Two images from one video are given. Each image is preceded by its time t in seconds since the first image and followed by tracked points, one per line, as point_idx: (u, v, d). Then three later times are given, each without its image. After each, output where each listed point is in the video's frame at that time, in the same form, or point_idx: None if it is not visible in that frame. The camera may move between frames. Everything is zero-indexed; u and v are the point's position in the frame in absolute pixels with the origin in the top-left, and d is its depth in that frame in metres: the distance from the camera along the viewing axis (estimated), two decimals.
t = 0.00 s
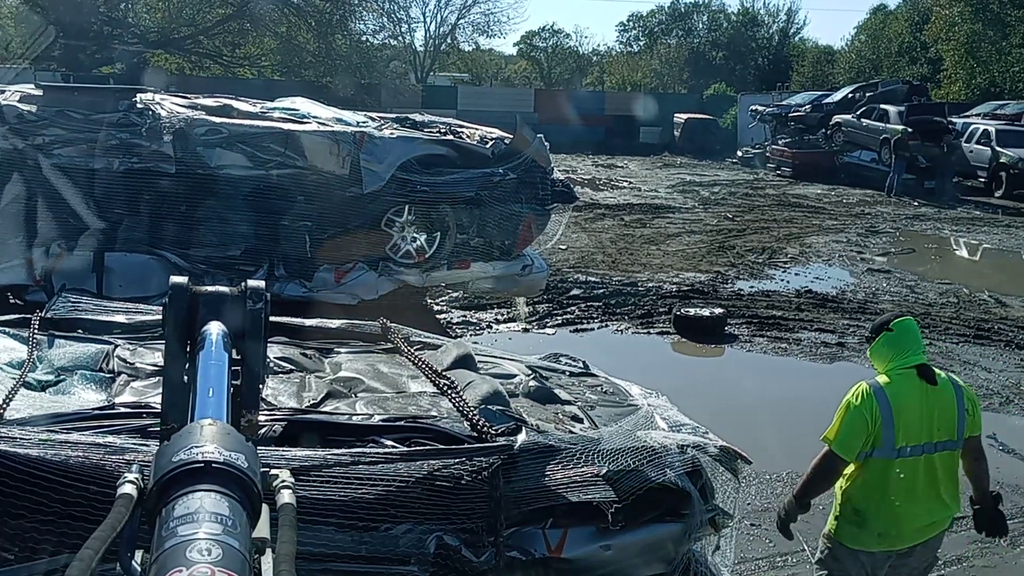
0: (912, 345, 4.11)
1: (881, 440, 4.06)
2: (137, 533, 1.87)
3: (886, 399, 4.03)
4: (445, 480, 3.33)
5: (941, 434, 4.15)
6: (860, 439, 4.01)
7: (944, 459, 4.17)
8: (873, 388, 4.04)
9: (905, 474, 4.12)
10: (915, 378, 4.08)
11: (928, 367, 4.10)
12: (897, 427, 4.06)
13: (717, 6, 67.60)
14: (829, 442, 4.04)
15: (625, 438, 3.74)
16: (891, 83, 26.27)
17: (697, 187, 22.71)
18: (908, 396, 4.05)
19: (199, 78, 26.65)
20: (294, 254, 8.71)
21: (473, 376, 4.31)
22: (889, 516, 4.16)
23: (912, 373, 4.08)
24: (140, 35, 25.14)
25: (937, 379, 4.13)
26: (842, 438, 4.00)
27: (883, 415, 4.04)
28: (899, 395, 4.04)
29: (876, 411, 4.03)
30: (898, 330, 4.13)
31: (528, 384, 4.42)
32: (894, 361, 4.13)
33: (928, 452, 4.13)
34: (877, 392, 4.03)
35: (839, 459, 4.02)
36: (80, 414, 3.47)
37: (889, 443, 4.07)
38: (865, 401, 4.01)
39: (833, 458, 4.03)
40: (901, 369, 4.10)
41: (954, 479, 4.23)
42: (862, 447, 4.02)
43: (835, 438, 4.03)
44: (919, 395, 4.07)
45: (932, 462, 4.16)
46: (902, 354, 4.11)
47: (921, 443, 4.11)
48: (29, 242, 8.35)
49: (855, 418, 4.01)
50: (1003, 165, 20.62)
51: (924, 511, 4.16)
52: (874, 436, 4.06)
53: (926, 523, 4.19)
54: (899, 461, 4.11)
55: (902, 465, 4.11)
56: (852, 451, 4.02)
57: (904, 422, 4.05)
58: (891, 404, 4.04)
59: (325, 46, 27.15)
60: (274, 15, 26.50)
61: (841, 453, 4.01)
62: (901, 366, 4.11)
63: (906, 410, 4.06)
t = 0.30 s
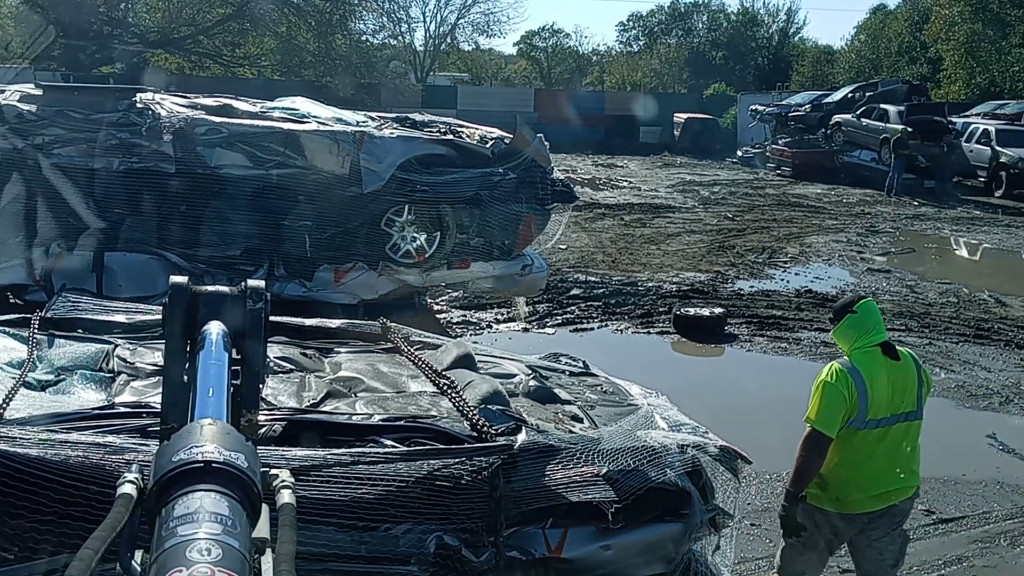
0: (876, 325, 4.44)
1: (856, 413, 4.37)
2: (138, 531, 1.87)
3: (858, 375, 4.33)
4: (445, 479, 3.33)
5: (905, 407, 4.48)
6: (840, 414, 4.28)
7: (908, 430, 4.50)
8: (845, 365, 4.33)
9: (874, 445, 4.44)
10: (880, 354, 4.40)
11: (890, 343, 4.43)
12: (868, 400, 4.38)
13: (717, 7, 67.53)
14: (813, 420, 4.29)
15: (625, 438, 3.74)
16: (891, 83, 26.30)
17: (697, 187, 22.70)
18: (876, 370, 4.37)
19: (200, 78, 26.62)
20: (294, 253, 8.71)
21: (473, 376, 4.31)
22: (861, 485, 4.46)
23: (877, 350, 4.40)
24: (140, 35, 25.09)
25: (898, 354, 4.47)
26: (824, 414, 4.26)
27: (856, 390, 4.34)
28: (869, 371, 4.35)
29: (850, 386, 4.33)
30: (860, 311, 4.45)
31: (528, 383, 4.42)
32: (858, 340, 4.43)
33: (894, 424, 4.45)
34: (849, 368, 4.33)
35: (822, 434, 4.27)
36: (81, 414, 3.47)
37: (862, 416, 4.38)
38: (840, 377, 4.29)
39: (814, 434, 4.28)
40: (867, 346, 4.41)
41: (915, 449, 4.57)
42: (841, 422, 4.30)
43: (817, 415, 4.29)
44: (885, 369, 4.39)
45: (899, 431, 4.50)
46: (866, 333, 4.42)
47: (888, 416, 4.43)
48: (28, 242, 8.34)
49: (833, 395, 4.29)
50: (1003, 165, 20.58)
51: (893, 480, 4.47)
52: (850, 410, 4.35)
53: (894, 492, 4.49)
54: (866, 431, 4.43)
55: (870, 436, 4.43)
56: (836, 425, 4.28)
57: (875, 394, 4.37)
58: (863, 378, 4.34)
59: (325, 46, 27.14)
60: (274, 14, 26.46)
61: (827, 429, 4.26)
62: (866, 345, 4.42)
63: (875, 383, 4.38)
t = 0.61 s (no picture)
0: (818, 312, 4.69)
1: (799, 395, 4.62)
2: (138, 530, 1.87)
3: (800, 359, 4.58)
4: (445, 479, 3.33)
5: (844, 387, 4.76)
6: (784, 398, 4.54)
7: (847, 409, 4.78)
8: (789, 351, 4.58)
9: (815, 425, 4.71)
10: (822, 339, 4.66)
11: (830, 328, 4.69)
12: (811, 382, 4.63)
13: (716, 6, 67.49)
14: (759, 403, 4.53)
15: (625, 439, 3.74)
16: (891, 83, 26.32)
17: (696, 187, 22.69)
18: (818, 354, 4.62)
19: (199, 77, 26.56)
20: (294, 253, 8.71)
21: (472, 376, 4.31)
22: (804, 462, 4.72)
23: (819, 335, 4.65)
24: (139, 35, 25.03)
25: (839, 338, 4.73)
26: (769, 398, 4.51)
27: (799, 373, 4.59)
28: (811, 355, 4.61)
29: (795, 370, 4.57)
30: (802, 300, 4.70)
31: (528, 383, 4.42)
32: (801, 327, 4.68)
33: (834, 405, 4.73)
34: (792, 353, 4.57)
35: (767, 417, 4.52)
36: (80, 414, 3.47)
37: (806, 397, 4.64)
38: (784, 363, 4.54)
39: (761, 417, 4.52)
40: (809, 333, 4.66)
41: (853, 427, 4.86)
42: (784, 405, 4.54)
43: (762, 398, 4.53)
44: (827, 353, 4.65)
45: (841, 410, 4.77)
46: (808, 319, 4.68)
47: (829, 397, 4.71)
48: (28, 242, 8.33)
49: (778, 379, 4.53)
50: (1003, 164, 20.59)
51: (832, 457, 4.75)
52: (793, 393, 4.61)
53: (834, 467, 4.79)
54: (808, 412, 4.69)
55: (812, 416, 4.70)
56: (781, 407, 4.52)
57: (817, 377, 4.63)
58: (805, 361, 4.60)
59: (325, 46, 27.09)
60: (273, 14, 26.41)
61: (773, 411, 4.51)
62: (809, 330, 4.67)
63: (817, 366, 4.63)
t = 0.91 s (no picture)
0: (779, 296, 4.91)
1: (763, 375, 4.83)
2: (138, 530, 1.87)
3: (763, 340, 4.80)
4: (446, 479, 3.33)
5: (807, 366, 5.00)
6: (746, 377, 4.75)
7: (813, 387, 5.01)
8: (752, 332, 4.80)
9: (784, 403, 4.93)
10: (783, 322, 4.88)
11: (791, 312, 4.91)
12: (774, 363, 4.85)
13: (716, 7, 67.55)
14: (721, 381, 4.74)
15: (625, 439, 3.73)
16: (891, 83, 26.34)
17: (697, 187, 22.70)
18: (779, 335, 4.84)
19: (200, 77, 26.56)
20: (294, 253, 8.70)
21: (473, 376, 4.30)
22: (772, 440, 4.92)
23: (780, 318, 4.87)
24: (140, 35, 25.04)
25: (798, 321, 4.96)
26: (735, 380, 4.72)
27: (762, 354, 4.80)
28: (772, 337, 4.82)
29: (757, 350, 4.79)
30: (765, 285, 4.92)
31: (528, 383, 4.42)
32: (763, 310, 4.90)
33: (796, 385, 4.95)
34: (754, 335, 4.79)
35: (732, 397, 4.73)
36: (80, 414, 3.47)
37: (770, 377, 4.84)
38: (746, 344, 4.76)
39: (724, 394, 4.73)
40: (771, 316, 4.88)
41: (814, 408, 5.08)
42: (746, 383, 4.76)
43: (725, 376, 4.74)
44: (788, 335, 4.87)
45: (802, 390, 4.99)
46: (770, 303, 4.89)
47: (794, 375, 4.93)
48: (28, 242, 8.33)
49: (741, 359, 4.75)
50: (1002, 164, 20.58)
51: (805, 433, 4.96)
52: (759, 373, 4.82)
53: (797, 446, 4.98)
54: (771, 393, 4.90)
55: (775, 397, 4.91)
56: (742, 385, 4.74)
57: (779, 357, 4.85)
58: (767, 342, 4.82)
59: (325, 46, 27.01)
60: (274, 14, 26.40)
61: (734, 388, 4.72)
62: (771, 314, 4.88)
63: (779, 347, 4.85)
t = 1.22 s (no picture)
0: (752, 284, 5.23)
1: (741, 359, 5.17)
2: (138, 530, 1.87)
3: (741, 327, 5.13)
4: (446, 479, 3.33)
5: (778, 349, 5.36)
6: (729, 362, 5.10)
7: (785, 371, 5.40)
8: (730, 320, 5.13)
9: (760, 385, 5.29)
10: (757, 309, 5.21)
11: (764, 299, 5.24)
12: (751, 348, 5.19)
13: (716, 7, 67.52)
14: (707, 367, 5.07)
15: (625, 439, 3.73)
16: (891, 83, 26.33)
17: (697, 187, 22.70)
18: (754, 322, 5.19)
19: (201, 77, 26.55)
20: (294, 253, 8.70)
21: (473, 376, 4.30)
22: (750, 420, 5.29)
23: (754, 305, 5.20)
24: (140, 34, 25.02)
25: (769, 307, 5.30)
26: (721, 365, 5.06)
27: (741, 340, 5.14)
28: (749, 323, 5.16)
29: (736, 337, 5.12)
30: (739, 274, 5.23)
31: (528, 383, 4.42)
32: (738, 298, 5.21)
33: (769, 368, 5.31)
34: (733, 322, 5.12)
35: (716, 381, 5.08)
36: (81, 414, 3.47)
37: (747, 360, 5.19)
38: (727, 331, 5.09)
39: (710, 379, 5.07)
40: (746, 303, 5.20)
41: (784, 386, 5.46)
42: (728, 368, 5.10)
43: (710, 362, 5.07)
44: (762, 321, 5.21)
45: (774, 371, 5.36)
46: (745, 291, 5.21)
47: (768, 359, 5.29)
48: (28, 242, 8.32)
49: (724, 346, 5.08)
50: (1002, 164, 20.59)
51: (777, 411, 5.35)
52: (738, 357, 5.16)
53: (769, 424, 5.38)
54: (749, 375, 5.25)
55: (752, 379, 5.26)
56: (725, 371, 5.09)
57: (756, 343, 5.19)
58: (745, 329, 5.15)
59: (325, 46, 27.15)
60: (274, 14, 26.36)
61: (718, 374, 5.07)
62: (746, 301, 5.21)
63: (755, 332, 5.20)
